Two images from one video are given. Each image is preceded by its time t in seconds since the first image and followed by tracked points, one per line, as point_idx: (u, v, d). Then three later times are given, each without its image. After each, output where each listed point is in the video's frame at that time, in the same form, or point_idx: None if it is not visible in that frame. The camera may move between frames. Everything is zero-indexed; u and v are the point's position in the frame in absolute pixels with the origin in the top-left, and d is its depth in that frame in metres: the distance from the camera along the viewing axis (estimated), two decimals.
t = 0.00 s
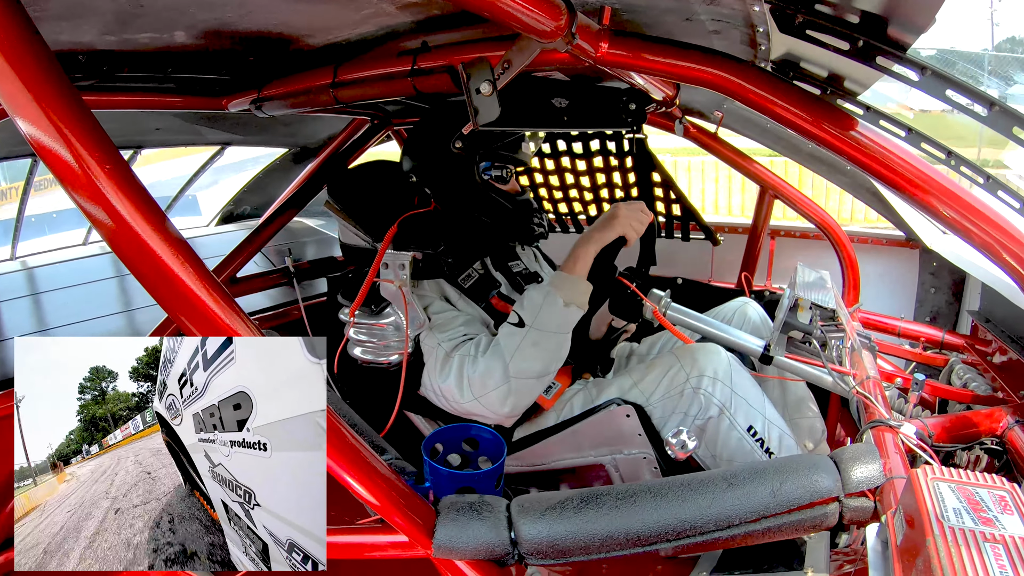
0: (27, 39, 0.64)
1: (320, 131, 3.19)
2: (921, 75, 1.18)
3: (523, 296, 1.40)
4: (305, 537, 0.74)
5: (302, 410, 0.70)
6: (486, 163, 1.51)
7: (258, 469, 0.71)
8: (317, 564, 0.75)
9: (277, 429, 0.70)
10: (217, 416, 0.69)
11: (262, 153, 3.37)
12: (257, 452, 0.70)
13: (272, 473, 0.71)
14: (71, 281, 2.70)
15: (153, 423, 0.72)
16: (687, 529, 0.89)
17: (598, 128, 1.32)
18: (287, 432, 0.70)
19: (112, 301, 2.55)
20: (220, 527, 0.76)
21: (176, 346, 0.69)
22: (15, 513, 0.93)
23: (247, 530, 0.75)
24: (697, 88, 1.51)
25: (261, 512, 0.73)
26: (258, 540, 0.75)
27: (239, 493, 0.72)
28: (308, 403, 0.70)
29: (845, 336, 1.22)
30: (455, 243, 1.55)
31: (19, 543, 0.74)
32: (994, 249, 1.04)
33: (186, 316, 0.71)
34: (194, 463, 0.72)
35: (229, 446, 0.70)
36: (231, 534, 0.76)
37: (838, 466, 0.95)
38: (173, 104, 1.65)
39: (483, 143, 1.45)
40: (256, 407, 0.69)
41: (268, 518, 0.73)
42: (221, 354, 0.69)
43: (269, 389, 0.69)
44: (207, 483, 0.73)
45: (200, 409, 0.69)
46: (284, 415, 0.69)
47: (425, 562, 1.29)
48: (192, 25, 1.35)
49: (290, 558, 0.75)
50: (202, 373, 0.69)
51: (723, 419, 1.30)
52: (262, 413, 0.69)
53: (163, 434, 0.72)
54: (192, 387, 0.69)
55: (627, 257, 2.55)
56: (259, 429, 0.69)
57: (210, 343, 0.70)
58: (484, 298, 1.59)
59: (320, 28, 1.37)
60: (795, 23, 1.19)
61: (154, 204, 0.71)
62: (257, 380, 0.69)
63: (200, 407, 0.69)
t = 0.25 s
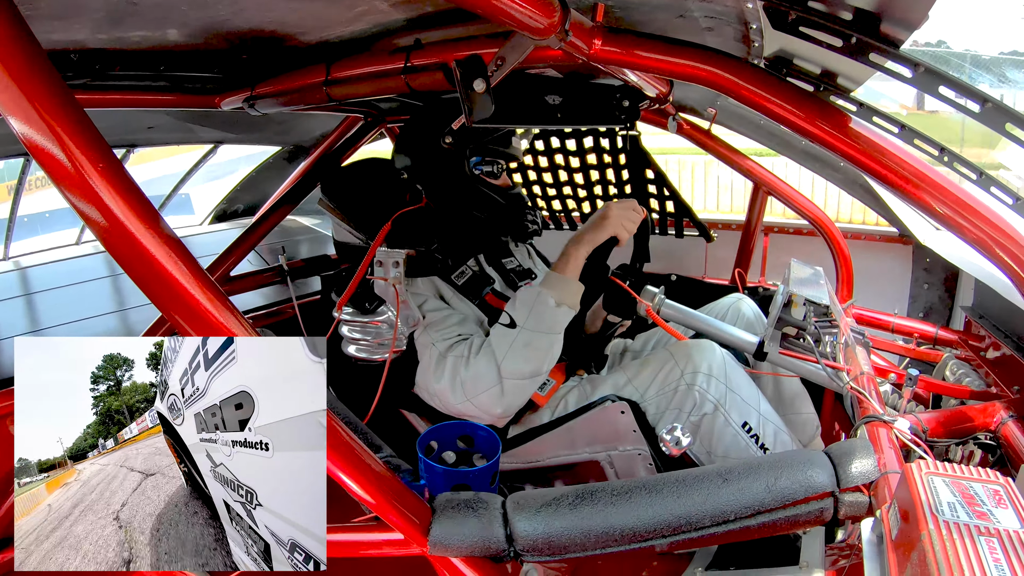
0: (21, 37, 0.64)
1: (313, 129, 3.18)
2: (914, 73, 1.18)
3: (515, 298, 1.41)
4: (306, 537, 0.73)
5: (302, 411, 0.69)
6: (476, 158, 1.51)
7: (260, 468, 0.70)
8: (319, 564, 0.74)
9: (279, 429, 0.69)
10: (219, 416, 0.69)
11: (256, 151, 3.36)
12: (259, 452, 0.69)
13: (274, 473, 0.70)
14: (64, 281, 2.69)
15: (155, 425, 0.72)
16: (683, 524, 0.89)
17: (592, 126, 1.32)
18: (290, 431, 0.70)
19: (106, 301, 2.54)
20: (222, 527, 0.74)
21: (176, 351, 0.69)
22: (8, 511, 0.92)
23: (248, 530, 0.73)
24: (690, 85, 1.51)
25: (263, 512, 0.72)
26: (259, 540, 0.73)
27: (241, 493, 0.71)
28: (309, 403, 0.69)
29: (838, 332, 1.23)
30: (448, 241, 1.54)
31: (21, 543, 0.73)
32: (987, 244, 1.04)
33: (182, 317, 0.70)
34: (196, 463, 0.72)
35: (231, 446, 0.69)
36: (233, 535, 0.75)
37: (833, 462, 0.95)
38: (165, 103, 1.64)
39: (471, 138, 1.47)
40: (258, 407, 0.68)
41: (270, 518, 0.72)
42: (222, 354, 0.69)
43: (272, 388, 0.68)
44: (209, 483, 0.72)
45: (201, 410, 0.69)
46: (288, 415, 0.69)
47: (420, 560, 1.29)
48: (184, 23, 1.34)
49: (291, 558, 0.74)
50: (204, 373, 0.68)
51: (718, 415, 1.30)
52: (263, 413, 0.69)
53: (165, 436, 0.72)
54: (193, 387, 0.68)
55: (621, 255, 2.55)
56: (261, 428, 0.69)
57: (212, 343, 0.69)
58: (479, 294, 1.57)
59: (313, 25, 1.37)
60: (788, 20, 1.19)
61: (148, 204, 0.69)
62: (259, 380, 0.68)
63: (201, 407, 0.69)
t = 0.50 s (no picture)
0: (16, 34, 0.61)
1: (310, 135, 3.18)
2: (910, 78, 1.19)
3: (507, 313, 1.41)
4: (308, 537, 0.73)
5: (305, 410, 0.69)
6: (475, 166, 1.50)
7: (262, 468, 0.69)
8: (320, 564, 0.74)
9: (283, 428, 0.68)
10: (222, 416, 0.68)
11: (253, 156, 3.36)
12: (262, 451, 0.69)
13: (277, 474, 0.70)
14: (61, 285, 2.69)
15: (159, 425, 0.70)
16: (682, 528, 0.89)
17: (588, 131, 1.33)
18: (294, 432, 0.69)
19: (103, 305, 2.53)
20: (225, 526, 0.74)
21: (179, 350, 0.68)
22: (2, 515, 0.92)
23: (251, 530, 0.73)
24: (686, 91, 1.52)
25: (266, 512, 0.71)
26: (262, 540, 0.73)
27: (244, 493, 0.71)
28: (310, 402, 0.69)
29: (836, 338, 1.20)
30: (445, 247, 1.56)
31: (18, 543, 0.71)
32: (983, 249, 1.04)
33: (175, 320, 0.68)
34: (198, 463, 0.70)
35: (234, 445, 0.69)
36: (235, 534, 0.74)
37: (831, 468, 0.95)
38: (163, 107, 1.64)
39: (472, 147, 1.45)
40: (261, 406, 0.67)
41: (273, 519, 0.72)
42: (225, 353, 0.68)
43: (277, 388, 0.68)
44: (211, 483, 0.71)
45: (204, 409, 0.68)
46: (291, 415, 0.68)
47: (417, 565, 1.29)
48: (182, 28, 1.34)
49: (294, 558, 0.74)
50: (207, 372, 0.67)
51: (716, 421, 1.29)
52: (266, 413, 0.68)
53: (167, 435, 0.71)
54: (196, 387, 0.68)
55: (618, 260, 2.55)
56: (264, 428, 0.68)
57: (213, 342, 0.68)
58: (475, 302, 1.57)
59: (310, 31, 1.37)
60: (784, 26, 1.20)
61: (143, 208, 0.67)
62: (262, 381, 0.67)
63: (205, 406, 0.68)
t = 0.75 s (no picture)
0: (15, 33, 0.61)
1: (309, 134, 3.18)
2: (908, 78, 1.20)
3: (495, 331, 1.40)
4: (309, 535, 0.72)
5: (306, 408, 0.68)
6: (472, 165, 1.51)
7: (263, 467, 0.69)
8: (322, 563, 0.74)
9: (285, 426, 0.68)
10: (223, 414, 0.67)
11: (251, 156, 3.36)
12: (263, 449, 0.68)
13: (279, 472, 0.69)
14: (59, 285, 2.68)
15: (161, 425, 0.70)
16: (683, 529, 0.89)
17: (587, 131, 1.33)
18: (295, 429, 0.68)
19: (101, 305, 2.53)
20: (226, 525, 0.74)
21: (180, 349, 0.68)
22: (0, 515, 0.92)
23: (253, 528, 0.73)
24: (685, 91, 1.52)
25: (267, 510, 0.71)
26: (264, 539, 0.73)
27: (246, 492, 0.70)
28: (310, 400, 0.68)
29: (834, 339, 1.23)
30: (444, 246, 1.56)
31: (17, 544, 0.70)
32: (981, 249, 1.05)
33: (173, 319, 0.68)
34: (200, 462, 0.70)
35: (235, 444, 0.68)
36: (237, 534, 0.75)
37: (830, 467, 0.95)
38: (161, 106, 1.63)
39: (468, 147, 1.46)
40: (262, 404, 0.67)
41: (274, 517, 0.72)
42: (226, 351, 0.67)
43: (278, 386, 0.67)
44: (214, 483, 0.71)
45: (205, 408, 0.67)
46: (293, 412, 0.68)
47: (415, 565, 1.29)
48: (180, 27, 1.34)
49: (295, 557, 0.74)
50: (208, 371, 0.67)
51: (714, 420, 1.29)
52: (268, 412, 0.67)
53: (169, 434, 0.70)
54: (197, 386, 0.67)
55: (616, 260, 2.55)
56: (266, 426, 0.68)
57: (213, 341, 0.68)
58: (473, 301, 1.56)
59: (309, 30, 1.37)
60: (782, 26, 1.20)
61: (142, 208, 0.67)
62: (265, 379, 0.67)
63: (206, 404, 0.67)
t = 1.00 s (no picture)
0: (18, 30, 0.61)
1: (311, 130, 3.18)
2: (913, 78, 1.20)
3: (494, 333, 1.39)
4: (309, 536, 0.74)
5: (308, 409, 0.69)
6: (473, 158, 1.52)
7: (264, 467, 0.69)
8: (322, 563, 0.75)
9: (286, 427, 0.68)
10: (224, 414, 0.67)
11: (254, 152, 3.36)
12: (265, 450, 0.69)
13: (279, 473, 0.70)
14: (61, 279, 2.69)
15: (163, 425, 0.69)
16: (682, 531, 0.90)
17: (589, 129, 1.33)
18: (296, 430, 0.69)
19: (104, 300, 2.53)
20: (227, 526, 0.74)
21: (180, 351, 0.68)
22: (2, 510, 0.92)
23: (253, 529, 0.74)
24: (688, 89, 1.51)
25: (267, 511, 0.72)
26: (264, 539, 0.74)
27: (246, 493, 0.70)
28: (311, 399, 0.69)
29: (836, 337, 1.23)
30: (445, 242, 1.53)
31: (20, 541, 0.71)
32: (985, 251, 1.04)
33: (174, 315, 0.68)
34: (200, 463, 0.69)
35: (236, 444, 0.68)
36: (238, 535, 0.75)
37: (830, 468, 0.95)
38: (163, 102, 1.63)
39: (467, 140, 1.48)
40: (264, 405, 0.67)
41: (274, 517, 0.72)
42: (227, 351, 0.68)
43: (281, 387, 0.67)
44: (214, 483, 0.70)
45: (205, 408, 0.67)
46: (294, 413, 0.68)
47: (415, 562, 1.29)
48: (183, 22, 1.34)
49: (295, 558, 0.75)
50: (209, 371, 0.67)
51: (716, 419, 1.30)
52: (270, 412, 0.67)
53: (170, 434, 0.69)
54: (198, 385, 0.67)
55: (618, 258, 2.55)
56: (268, 426, 0.68)
57: (216, 340, 0.68)
58: (475, 296, 1.56)
59: (312, 26, 1.37)
60: (786, 25, 1.20)
61: (145, 204, 0.67)
62: (267, 380, 0.67)
63: (207, 404, 0.67)
